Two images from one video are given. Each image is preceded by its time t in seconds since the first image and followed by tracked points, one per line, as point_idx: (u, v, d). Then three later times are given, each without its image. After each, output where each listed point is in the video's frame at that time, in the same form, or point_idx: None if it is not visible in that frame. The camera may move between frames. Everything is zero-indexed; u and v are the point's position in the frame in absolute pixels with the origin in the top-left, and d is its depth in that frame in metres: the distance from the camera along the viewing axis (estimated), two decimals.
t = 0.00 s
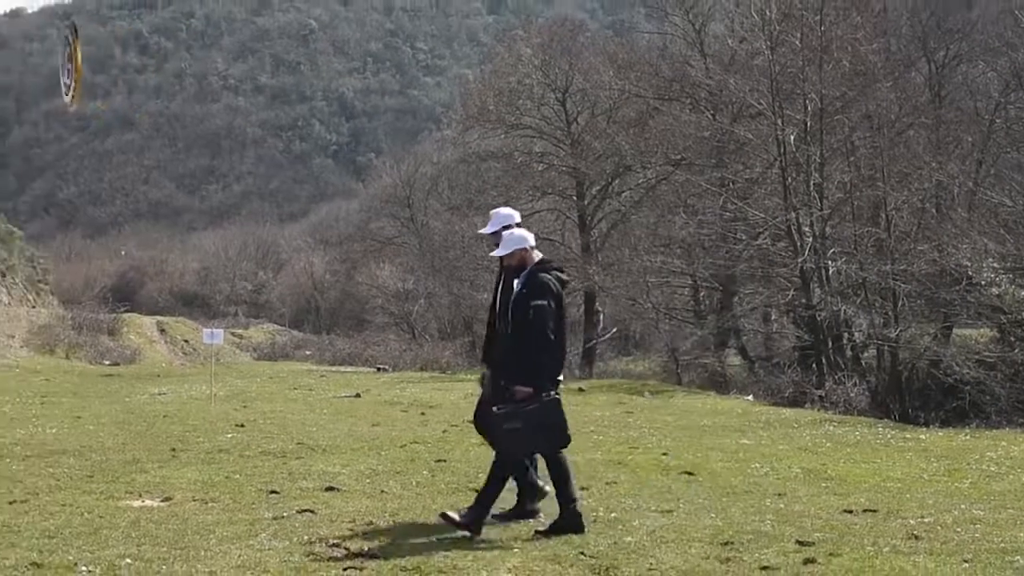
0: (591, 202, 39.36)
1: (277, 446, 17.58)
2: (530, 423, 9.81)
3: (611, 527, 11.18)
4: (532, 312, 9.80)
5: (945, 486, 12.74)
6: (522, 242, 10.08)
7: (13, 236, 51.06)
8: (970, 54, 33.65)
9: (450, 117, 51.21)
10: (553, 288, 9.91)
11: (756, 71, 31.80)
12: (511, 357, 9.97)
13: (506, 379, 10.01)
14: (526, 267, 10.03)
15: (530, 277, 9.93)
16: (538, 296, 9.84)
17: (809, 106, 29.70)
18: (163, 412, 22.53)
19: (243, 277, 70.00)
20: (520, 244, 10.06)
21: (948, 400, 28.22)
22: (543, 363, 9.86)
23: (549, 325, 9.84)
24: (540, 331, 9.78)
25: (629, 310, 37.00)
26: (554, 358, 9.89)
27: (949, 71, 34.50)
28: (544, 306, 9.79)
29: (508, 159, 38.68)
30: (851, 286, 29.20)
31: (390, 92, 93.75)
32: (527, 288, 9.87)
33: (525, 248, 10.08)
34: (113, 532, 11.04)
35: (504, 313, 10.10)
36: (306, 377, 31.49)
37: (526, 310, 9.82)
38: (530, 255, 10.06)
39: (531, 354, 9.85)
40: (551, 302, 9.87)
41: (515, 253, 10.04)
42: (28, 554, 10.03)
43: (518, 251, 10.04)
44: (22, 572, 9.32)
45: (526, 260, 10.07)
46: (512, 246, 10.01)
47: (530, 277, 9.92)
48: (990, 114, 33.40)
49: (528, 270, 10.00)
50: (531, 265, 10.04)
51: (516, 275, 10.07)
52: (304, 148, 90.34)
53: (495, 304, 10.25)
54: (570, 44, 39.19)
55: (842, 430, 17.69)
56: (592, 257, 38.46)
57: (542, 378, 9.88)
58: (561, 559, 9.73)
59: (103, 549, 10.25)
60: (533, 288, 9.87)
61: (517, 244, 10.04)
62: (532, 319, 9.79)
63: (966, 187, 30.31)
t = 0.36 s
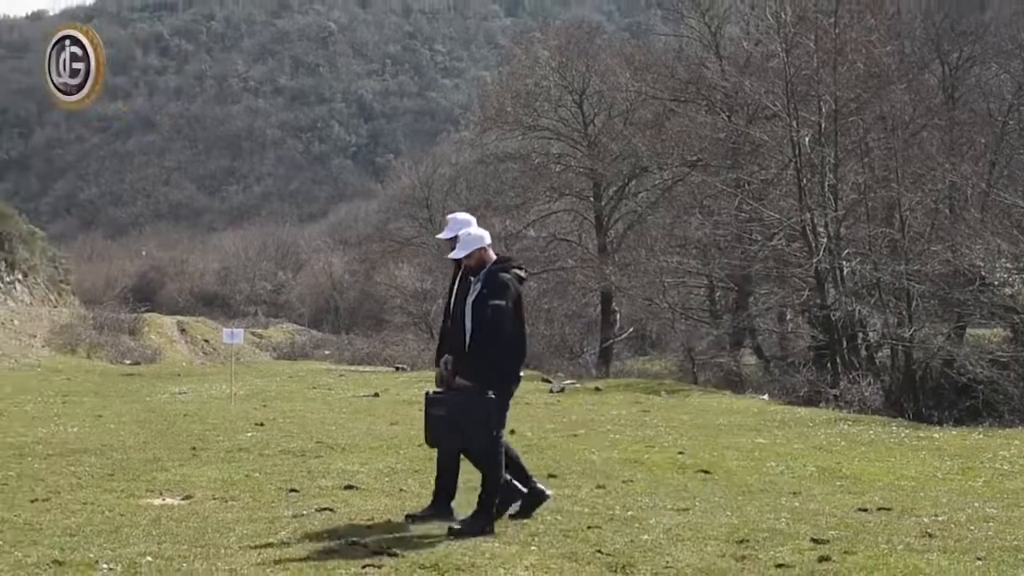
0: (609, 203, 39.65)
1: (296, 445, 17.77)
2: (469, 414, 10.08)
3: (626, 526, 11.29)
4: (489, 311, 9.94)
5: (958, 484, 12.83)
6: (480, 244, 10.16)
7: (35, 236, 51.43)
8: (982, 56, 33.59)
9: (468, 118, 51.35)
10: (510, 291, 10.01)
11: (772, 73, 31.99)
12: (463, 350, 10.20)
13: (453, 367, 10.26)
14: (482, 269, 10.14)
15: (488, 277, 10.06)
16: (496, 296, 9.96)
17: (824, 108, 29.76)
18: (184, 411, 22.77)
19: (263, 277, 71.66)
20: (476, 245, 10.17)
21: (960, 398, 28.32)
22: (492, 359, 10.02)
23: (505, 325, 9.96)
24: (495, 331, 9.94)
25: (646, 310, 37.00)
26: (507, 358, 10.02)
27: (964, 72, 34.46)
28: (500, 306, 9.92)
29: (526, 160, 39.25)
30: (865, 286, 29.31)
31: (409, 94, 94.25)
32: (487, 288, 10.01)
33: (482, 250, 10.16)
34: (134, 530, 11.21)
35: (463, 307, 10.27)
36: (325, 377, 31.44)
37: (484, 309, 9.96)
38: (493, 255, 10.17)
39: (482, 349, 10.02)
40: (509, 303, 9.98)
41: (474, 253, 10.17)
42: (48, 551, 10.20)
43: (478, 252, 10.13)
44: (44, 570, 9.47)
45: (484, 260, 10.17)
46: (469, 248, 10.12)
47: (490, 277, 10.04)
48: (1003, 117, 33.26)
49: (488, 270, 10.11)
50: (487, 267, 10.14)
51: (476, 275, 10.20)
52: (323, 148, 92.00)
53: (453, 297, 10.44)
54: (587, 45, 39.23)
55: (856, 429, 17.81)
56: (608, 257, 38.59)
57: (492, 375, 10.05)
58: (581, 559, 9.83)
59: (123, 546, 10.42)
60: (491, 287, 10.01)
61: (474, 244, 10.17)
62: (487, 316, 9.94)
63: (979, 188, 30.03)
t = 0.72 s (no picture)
0: (626, 203, 39.90)
1: (315, 445, 17.90)
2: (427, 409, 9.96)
3: (644, 524, 11.40)
4: (461, 309, 9.87)
5: (974, 483, 12.87)
6: (451, 246, 10.09)
7: (56, 235, 51.83)
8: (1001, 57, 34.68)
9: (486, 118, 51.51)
10: (484, 293, 9.91)
11: (789, 74, 31.81)
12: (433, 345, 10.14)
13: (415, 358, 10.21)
14: (456, 271, 10.09)
15: (464, 277, 10.00)
16: (471, 295, 9.89)
17: (840, 108, 29.88)
18: (203, 411, 22.97)
19: (282, 277, 72.05)
20: (448, 247, 10.09)
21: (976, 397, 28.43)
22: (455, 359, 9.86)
23: (477, 326, 9.84)
24: (465, 329, 9.81)
25: (664, 310, 37.46)
26: (477, 359, 9.85)
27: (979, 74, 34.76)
28: (472, 305, 9.82)
29: (544, 161, 39.36)
30: (881, 287, 29.12)
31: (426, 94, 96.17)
32: (462, 288, 9.94)
33: (452, 252, 10.09)
34: (154, 528, 11.32)
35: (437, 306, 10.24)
36: (345, 377, 31.36)
37: (459, 308, 9.88)
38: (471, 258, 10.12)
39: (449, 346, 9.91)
40: (481, 304, 9.89)
41: (446, 255, 10.09)
42: (69, 548, 10.32)
43: (450, 252, 10.07)
44: (65, 567, 9.55)
45: (455, 263, 10.10)
46: (439, 248, 10.05)
47: (466, 277, 9.98)
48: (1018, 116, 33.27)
49: (461, 271, 10.06)
50: (461, 268, 10.08)
51: (448, 278, 10.16)
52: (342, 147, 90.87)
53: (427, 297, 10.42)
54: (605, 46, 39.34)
55: (873, 429, 17.82)
56: (625, 258, 38.69)
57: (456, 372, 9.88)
58: (598, 558, 9.91)
59: (143, 545, 10.52)
60: (466, 287, 9.94)
61: (449, 246, 10.11)
62: (459, 314, 9.86)
63: (995, 189, 29.62)
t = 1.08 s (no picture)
0: (643, 204, 39.81)
1: (334, 444, 18.05)
2: (410, 415, 9.67)
3: (661, 522, 11.52)
4: (437, 310, 9.63)
5: (988, 482, 12.89)
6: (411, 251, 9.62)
7: (77, 236, 52.28)
8: (1014, 57, 34.66)
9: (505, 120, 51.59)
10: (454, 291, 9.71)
11: (803, 75, 31.77)
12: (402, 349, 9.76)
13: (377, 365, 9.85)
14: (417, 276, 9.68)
15: (429, 278, 9.67)
16: (443, 296, 9.63)
17: (855, 110, 29.74)
18: (223, 410, 23.21)
19: (301, 278, 72.80)
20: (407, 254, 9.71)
21: (990, 396, 28.46)
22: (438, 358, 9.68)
23: (453, 324, 9.67)
24: (445, 329, 9.65)
25: (680, 310, 37.51)
26: (458, 358, 9.70)
27: (993, 75, 34.99)
28: (448, 305, 9.60)
29: (561, 161, 39.73)
30: (896, 286, 29.13)
31: (445, 96, 96.26)
32: (431, 290, 9.65)
33: (413, 257, 9.58)
34: (173, 526, 11.47)
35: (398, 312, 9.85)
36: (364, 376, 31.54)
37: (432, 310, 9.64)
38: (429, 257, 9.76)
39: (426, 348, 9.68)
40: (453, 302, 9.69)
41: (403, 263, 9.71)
42: (88, 546, 10.44)
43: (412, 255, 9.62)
44: (86, 565, 9.65)
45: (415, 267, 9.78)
46: (400, 255, 9.53)
47: (431, 279, 9.70)
48: None
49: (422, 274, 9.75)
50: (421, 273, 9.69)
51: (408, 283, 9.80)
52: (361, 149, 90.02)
53: (379, 302, 9.90)
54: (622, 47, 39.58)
55: (887, 427, 17.90)
56: (642, 258, 38.83)
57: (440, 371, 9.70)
58: (615, 555, 10.06)
59: (163, 542, 10.63)
60: (434, 289, 9.65)
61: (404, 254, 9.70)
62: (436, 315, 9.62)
63: (1010, 190, 30.02)
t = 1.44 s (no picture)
0: (660, 205, 39.74)
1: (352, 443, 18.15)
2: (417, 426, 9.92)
3: (678, 520, 11.65)
4: (436, 327, 9.65)
5: (1004, 481, 12.95)
6: (399, 277, 9.57)
7: (98, 236, 52.65)
8: None
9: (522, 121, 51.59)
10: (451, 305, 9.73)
11: (820, 77, 31.75)
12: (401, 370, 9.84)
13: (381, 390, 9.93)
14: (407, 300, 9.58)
15: (420, 300, 9.64)
16: (439, 312, 9.65)
17: (870, 110, 29.76)
18: (243, 409, 23.39)
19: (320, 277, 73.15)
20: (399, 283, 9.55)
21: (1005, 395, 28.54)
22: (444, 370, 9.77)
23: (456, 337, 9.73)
24: (447, 346, 9.70)
25: (697, 310, 37.56)
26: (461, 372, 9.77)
27: (1007, 76, 35.07)
28: (448, 322, 9.65)
29: (579, 162, 39.91)
30: (911, 286, 29.21)
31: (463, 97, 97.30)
32: (430, 311, 9.65)
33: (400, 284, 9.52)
34: (193, 525, 11.62)
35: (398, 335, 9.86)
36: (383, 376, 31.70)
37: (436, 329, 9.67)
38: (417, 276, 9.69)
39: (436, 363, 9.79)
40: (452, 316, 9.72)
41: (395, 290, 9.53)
42: (109, 545, 10.57)
43: (401, 280, 9.58)
44: (107, 563, 9.79)
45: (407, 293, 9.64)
46: (386, 284, 9.53)
47: (427, 300, 9.65)
48: None
49: (416, 295, 9.66)
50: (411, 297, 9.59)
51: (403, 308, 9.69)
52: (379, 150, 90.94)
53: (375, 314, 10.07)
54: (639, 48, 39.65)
55: (902, 427, 17.91)
56: (658, 258, 38.88)
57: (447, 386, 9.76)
58: (633, 555, 10.14)
59: (183, 541, 10.75)
60: (427, 310, 9.65)
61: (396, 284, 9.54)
62: (435, 336, 9.66)
63: None
